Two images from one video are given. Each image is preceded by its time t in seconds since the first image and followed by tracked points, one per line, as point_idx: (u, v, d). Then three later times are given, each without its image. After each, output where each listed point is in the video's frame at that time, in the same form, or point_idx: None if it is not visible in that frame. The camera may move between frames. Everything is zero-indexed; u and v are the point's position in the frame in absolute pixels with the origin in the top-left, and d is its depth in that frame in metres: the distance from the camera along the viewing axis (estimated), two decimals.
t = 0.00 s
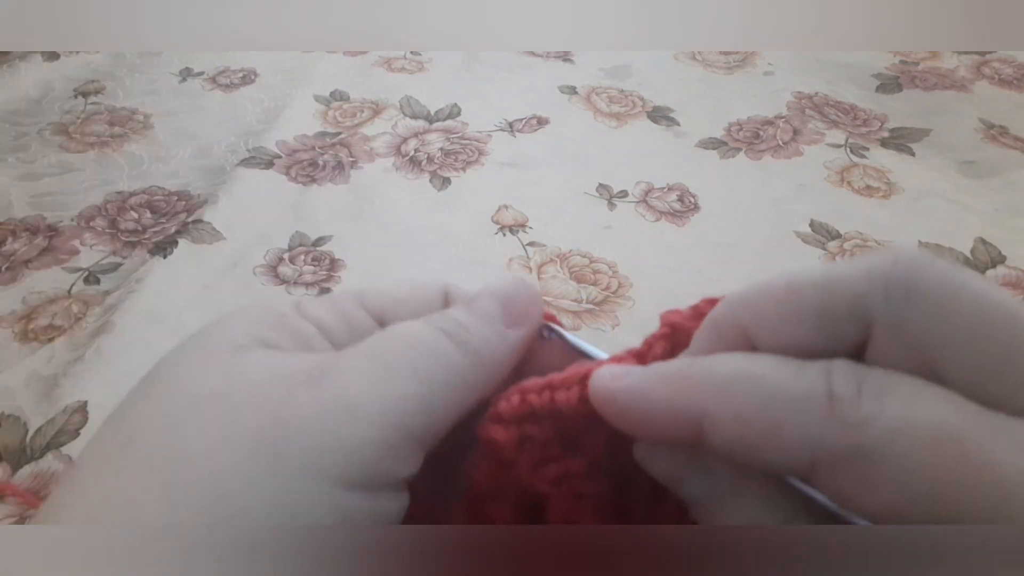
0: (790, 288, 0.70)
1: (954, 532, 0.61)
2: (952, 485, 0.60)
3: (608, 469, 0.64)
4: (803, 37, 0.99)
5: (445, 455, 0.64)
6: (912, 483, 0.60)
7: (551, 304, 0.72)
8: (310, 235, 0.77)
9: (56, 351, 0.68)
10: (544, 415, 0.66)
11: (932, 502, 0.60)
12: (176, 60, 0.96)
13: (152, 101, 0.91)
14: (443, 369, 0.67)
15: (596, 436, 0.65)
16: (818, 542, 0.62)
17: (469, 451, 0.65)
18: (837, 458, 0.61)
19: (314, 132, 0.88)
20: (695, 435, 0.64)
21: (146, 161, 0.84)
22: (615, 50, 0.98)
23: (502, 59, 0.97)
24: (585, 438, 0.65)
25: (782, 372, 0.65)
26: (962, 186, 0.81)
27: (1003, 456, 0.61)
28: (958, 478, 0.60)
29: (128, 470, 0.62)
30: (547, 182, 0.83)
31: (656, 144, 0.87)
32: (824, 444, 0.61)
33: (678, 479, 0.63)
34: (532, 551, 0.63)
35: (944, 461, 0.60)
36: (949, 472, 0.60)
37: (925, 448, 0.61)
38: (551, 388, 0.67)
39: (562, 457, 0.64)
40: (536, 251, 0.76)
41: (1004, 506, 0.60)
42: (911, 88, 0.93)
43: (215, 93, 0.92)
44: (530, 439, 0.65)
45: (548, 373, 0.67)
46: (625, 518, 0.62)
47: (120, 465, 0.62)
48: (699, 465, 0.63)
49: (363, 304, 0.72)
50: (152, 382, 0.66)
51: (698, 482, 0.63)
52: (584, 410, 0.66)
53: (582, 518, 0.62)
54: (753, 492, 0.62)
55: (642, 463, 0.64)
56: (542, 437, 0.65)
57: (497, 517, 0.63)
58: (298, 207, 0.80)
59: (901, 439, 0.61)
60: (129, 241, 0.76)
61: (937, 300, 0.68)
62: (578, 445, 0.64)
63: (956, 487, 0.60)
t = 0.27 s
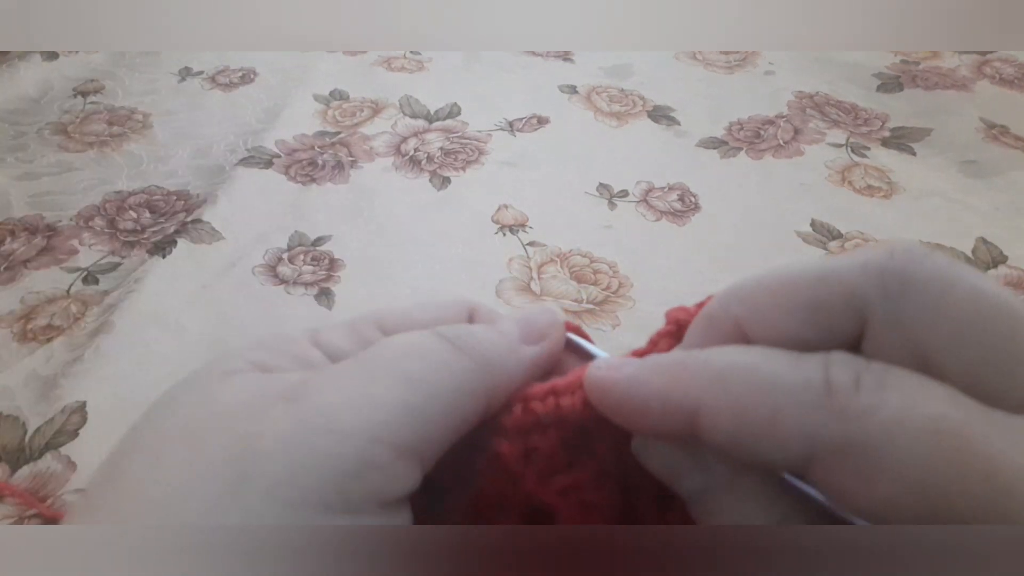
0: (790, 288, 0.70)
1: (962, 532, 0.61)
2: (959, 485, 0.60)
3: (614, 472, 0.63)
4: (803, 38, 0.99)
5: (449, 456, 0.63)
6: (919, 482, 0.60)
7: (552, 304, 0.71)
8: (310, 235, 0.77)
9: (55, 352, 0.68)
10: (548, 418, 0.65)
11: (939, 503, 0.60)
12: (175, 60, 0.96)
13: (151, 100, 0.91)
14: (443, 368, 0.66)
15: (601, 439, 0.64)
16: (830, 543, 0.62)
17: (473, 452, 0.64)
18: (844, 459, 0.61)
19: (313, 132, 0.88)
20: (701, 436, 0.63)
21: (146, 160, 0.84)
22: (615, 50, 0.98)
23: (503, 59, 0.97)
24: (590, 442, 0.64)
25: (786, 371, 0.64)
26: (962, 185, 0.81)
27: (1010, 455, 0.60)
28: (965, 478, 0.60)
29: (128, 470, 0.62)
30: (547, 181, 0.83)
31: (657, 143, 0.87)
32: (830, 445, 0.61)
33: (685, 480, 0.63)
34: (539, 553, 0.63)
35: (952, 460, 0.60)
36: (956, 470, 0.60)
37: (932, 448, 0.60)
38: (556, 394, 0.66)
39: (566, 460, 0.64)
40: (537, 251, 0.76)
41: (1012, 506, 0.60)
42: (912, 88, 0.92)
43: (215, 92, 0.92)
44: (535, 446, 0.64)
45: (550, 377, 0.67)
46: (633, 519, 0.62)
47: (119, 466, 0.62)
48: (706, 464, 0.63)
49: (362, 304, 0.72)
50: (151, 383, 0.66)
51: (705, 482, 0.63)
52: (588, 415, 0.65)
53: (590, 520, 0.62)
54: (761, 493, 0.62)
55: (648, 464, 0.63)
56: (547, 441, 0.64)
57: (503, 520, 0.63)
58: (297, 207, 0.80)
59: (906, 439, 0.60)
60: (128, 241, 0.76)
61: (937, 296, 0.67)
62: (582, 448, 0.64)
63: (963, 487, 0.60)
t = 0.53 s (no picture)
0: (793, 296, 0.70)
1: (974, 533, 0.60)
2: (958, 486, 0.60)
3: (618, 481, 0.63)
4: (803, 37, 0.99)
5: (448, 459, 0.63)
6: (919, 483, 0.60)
7: (551, 304, 0.72)
8: (310, 235, 0.77)
9: (56, 351, 0.68)
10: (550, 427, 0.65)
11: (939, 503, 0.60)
12: (176, 60, 0.96)
13: (152, 101, 0.91)
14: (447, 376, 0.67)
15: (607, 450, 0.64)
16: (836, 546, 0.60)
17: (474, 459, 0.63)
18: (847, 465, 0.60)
19: (314, 132, 0.88)
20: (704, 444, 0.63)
21: (146, 160, 0.84)
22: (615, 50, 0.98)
23: (503, 59, 0.98)
24: (593, 449, 0.64)
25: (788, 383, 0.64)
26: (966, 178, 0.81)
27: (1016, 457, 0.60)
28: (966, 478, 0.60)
29: (129, 469, 0.62)
30: (547, 182, 0.83)
31: (656, 144, 0.87)
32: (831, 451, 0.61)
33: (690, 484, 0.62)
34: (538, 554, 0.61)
35: (954, 462, 0.60)
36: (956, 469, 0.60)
37: (939, 453, 0.61)
38: (563, 408, 0.65)
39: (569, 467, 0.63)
40: (536, 251, 0.76)
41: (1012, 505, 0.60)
42: (911, 88, 0.93)
43: (215, 93, 0.92)
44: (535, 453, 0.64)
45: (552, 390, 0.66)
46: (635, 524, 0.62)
47: (120, 465, 0.62)
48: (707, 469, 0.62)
49: (363, 304, 0.72)
50: (152, 383, 0.67)
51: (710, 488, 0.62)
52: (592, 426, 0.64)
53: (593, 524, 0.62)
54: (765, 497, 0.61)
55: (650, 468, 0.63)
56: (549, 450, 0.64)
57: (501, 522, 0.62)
58: (297, 207, 0.80)
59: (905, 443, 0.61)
60: (129, 241, 0.76)
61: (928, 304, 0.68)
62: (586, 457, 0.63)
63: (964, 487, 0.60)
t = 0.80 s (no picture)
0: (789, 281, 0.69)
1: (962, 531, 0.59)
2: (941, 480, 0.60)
3: (603, 468, 0.63)
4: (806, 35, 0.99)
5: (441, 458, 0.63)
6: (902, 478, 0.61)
7: (551, 305, 0.71)
8: (310, 235, 0.77)
9: (56, 352, 0.68)
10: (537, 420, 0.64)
11: (923, 497, 0.60)
12: (177, 60, 0.96)
13: (151, 101, 0.91)
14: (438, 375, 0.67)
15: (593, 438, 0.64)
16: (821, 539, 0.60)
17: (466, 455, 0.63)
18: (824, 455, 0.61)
19: (314, 132, 0.88)
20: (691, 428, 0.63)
21: (146, 161, 0.84)
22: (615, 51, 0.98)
23: (503, 60, 0.98)
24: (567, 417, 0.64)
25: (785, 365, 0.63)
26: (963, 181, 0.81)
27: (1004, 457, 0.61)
28: (950, 472, 0.60)
29: (129, 469, 0.62)
30: (547, 181, 0.83)
31: (656, 144, 0.87)
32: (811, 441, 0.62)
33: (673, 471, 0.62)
34: (522, 554, 0.61)
35: (936, 458, 0.61)
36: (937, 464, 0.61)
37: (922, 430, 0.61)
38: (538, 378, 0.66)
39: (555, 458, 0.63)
40: (536, 251, 0.76)
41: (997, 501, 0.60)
42: (911, 88, 0.93)
43: (215, 93, 0.92)
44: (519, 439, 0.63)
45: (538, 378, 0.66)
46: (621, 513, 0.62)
47: (120, 465, 0.62)
48: (691, 455, 0.63)
49: (363, 304, 0.72)
50: (152, 383, 0.67)
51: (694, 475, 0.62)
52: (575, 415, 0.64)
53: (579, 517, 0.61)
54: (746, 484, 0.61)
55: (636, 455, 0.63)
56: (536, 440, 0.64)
57: (484, 522, 0.61)
58: (297, 207, 0.80)
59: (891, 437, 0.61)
60: (129, 241, 0.76)
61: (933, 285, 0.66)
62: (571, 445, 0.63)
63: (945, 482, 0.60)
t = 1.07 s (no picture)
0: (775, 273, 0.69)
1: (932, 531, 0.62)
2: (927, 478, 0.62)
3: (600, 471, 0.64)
4: (804, 37, 0.99)
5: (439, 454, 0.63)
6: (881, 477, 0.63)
7: (551, 305, 0.72)
8: (311, 235, 0.78)
9: (57, 351, 0.68)
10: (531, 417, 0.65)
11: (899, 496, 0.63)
12: (178, 60, 0.96)
13: (152, 101, 0.91)
14: (423, 368, 0.66)
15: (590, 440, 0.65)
16: (806, 536, 0.63)
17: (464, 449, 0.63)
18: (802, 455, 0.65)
19: (314, 132, 0.88)
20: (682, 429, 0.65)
21: (147, 161, 0.85)
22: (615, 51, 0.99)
23: (503, 60, 0.98)
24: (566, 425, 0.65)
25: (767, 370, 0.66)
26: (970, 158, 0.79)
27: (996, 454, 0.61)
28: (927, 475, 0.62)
29: (130, 468, 0.62)
30: (547, 182, 0.83)
31: (656, 144, 0.87)
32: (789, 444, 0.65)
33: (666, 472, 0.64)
34: (515, 548, 0.62)
35: (924, 459, 0.62)
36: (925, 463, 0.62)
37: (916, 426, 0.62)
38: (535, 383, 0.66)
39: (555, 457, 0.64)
40: (536, 251, 0.77)
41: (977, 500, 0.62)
42: (910, 89, 0.93)
43: (216, 93, 0.93)
44: (515, 443, 0.64)
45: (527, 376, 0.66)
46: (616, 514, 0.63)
47: (121, 465, 0.62)
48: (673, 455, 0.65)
49: (363, 304, 0.72)
50: (154, 382, 0.67)
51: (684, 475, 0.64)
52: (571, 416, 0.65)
53: (575, 516, 0.63)
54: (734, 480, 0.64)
55: (630, 458, 0.65)
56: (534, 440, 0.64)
57: (474, 522, 0.63)
58: (298, 207, 0.80)
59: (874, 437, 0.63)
60: (130, 241, 0.76)
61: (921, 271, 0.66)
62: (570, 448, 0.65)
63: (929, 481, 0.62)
